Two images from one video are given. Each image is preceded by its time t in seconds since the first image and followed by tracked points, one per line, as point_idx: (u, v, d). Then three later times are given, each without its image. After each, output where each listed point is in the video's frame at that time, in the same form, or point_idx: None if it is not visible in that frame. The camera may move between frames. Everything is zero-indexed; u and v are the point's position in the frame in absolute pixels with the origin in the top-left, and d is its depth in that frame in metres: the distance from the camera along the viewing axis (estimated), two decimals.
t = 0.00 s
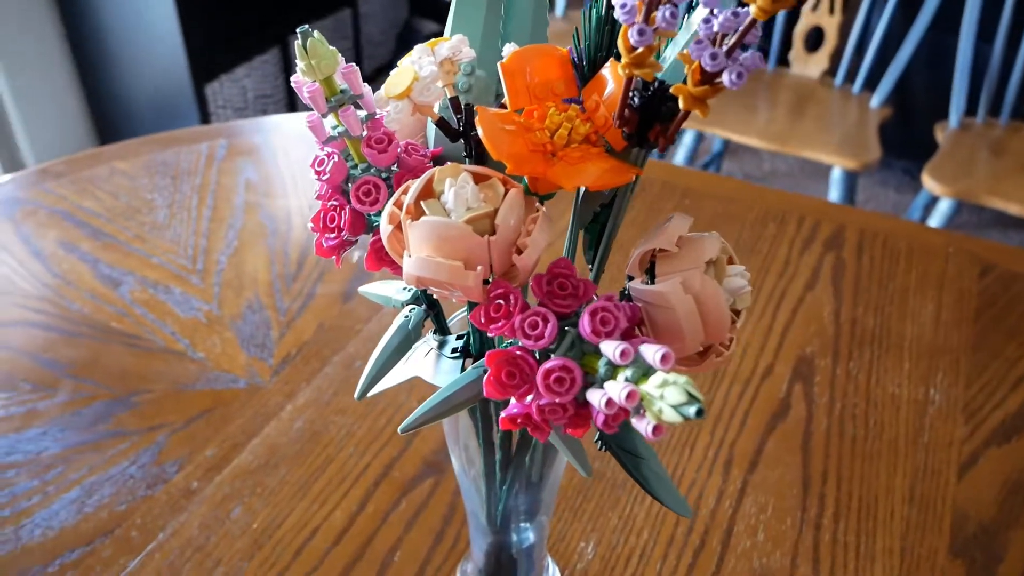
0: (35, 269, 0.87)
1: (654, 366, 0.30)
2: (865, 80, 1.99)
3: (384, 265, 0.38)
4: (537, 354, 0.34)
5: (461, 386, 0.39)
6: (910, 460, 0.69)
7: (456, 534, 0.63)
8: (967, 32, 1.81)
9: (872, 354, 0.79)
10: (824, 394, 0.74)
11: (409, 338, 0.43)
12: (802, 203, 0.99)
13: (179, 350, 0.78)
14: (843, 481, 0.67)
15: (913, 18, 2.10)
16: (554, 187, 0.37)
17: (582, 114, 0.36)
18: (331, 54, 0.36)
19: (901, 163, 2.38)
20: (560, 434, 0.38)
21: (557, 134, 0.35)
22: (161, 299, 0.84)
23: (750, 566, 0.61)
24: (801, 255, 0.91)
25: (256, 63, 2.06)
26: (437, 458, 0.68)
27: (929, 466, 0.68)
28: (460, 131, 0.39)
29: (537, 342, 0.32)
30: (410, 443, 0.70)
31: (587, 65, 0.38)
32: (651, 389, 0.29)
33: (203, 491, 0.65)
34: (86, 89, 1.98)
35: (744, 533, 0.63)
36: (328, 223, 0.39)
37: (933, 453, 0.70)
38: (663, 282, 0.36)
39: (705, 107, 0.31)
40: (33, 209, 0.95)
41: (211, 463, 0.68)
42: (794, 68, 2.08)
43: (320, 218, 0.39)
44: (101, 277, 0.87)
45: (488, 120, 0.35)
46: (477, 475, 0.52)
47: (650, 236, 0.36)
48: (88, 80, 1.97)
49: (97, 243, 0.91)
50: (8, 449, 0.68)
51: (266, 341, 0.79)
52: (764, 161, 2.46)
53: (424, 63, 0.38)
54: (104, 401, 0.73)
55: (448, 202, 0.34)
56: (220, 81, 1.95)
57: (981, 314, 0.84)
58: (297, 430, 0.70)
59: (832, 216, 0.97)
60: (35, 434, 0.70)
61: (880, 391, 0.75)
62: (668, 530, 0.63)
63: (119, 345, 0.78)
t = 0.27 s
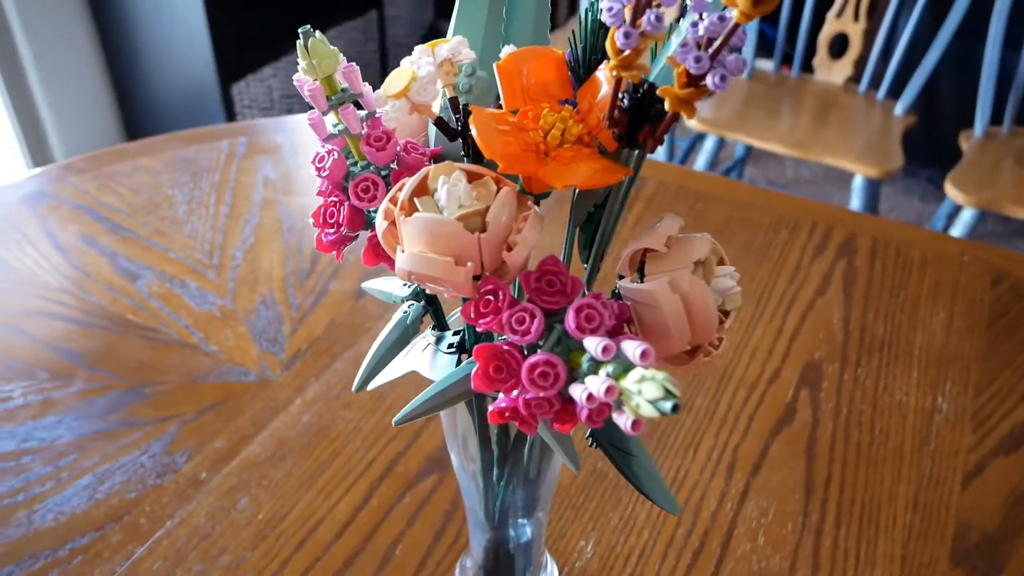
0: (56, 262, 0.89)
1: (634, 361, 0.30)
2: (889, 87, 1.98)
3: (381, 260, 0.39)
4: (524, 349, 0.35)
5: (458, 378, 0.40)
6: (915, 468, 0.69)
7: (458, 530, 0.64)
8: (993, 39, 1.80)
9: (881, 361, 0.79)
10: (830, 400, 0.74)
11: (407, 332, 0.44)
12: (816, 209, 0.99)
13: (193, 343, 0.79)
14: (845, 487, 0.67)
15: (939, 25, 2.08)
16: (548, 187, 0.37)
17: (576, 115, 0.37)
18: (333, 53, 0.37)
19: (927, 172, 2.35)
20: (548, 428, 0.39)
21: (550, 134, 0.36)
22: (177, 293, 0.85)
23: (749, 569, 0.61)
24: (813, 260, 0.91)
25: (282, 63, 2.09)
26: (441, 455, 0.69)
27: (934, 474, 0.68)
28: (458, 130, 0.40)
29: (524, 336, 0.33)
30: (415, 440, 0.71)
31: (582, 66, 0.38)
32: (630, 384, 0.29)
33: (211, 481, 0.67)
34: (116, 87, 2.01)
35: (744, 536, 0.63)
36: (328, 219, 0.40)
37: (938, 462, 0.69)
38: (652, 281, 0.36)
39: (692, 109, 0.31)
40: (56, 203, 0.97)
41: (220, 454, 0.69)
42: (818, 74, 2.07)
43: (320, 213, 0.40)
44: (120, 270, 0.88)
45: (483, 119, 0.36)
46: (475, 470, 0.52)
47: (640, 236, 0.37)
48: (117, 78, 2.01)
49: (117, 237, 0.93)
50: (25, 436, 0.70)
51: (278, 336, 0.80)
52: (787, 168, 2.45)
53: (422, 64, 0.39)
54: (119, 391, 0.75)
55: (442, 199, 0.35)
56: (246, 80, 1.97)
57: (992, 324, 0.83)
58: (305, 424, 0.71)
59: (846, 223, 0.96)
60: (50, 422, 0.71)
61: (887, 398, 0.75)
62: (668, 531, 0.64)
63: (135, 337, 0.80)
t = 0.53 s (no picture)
0: (70, 249, 0.91)
1: (614, 349, 0.30)
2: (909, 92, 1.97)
3: (374, 248, 0.40)
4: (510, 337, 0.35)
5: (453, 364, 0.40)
6: (916, 472, 0.68)
7: (454, 522, 0.64)
8: (1017, 46, 1.78)
9: (886, 364, 0.78)
10: (833, 403, 0.74)
11: (401, 322, 0.44)
12: (828, 212, 0.98)
13: (200, 332, 0.80)
14: (844, 489, 0.67)
15: (962, 31, 2.06)
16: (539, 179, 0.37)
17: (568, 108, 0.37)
18: (329, 43, 0.38)
19: (947, 179, 2.33)
20: (538, 419, 0.39)
21: (541, 125, 0.36)
22: (187, 283, 0.86)
23: (744, 568, 0.61)
24: (822, 263, 0.90)
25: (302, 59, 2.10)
26: (441, 447, 0.70)
27: (935, 479, 0.68)
28: (452, 121, 0.40)
29: (508, 324, 0.34)
30: (416, 432, 0.71)
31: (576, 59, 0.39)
32: (608, 371, 0.30)
33: (214, 467, 0.68)
34: (138, 81, 2.03)
35: (740, 535, 0.63)
36: (323, 207, 0.41)
37: (939, 466, 0.69)
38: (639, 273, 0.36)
39: (678, 102, 0.32)
40: (72, 192, 0.99)
41: (223, 440, 0.70)
42: (838, 78, 2.06)
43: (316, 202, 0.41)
44: (132, 259, 0.90)
45: (475, 110, 0.36)
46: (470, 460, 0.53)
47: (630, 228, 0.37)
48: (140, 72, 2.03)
49: (130, 227, 0.94)
50: (33, 419, 0.71)
51: (285, 326, 0.81)
52: (806, 172, 2.44)
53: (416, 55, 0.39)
54: (126, 377, 0.76)
55: (431, 187, 0.35)
56: (266, 76, 1.99)
57: (1001, 330, 0.82)
58: (308, 413, 0.72)
59: (857, 226, 0.96)
60: (59, 405, 0.73)
61: (890, 401, 0.75)
62: (664, 529, 0.64)
63: (144, 325, 0.81)
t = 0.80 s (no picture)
0: (85, 233, 0.92)
1: (599, 340, 0.31)
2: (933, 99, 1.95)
3: (371, 235, 0.40)
4: (500, 327, 0.35)
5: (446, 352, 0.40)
6: (918, 478, 0.68)
7: (452, 513, 0.65)
8: None
9: (893, 370, 0.78)
10: (837, 407, 0.74)
11: (399, 311, 0.45)
12: (841, 216, 0.98)
13: (210, 318, 0.81)
14: (844, 493, 0.67)
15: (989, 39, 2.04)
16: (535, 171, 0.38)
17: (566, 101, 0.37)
18: (331, 32, 0.38)
19: (969, 188, 2.31)
20: (528, 410, 0.39)
21: (538, 117, 0.36)
22: (199, 270, 0.87)
23: (739, 569, 0.61)
24: (832, 267, 0.90)
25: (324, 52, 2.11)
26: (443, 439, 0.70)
27: (937, 486, 0.67)
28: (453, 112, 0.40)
29: (498, 314, 0.34)
30: (419, 423, 0.72)
31: (576, 52, 0.39)
32: (591, 362, 0.30)
33: (217, 452, 0.68)
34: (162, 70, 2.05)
35: (738, 536, 0.63)
36: (323, 194, 0.41)
37: (943, 474, 0.68)
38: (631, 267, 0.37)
39: (670, 97, 0.32)
40: (90, 177, 1.00)
41: (228, 426, 0.71)
42: (861, 84, 2.04)
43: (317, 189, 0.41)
44: (146, 245, 0.91)
45: (473, 101, 0.36)
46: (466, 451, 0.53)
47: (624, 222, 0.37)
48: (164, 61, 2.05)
49: (146, 213, 0.95)
50: (43, 399, 0.72)
51: (293, 315, 0.82)
52: (826, 177, 2.42)
53: (417, 46, 0.39)
54: (136, 361, 0.77)
55: (426, 176, 0.35)
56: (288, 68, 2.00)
57: (1012, 340, 0.82)
58: (313, 401, 0.73)
59: (869, 231, 0.95)
60: (69, 386, 0.74)
61: (895, 407, 0.74)
62: (662, 527, 0.64)
63: (155, 310, 0.82)
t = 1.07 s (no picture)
0: (98, 229, 0.92)
1: (595, 339, 0.31)
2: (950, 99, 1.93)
3: (373, 232, 0.40)
4: (498, 325, 0.35)
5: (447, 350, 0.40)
6: (925, 481, 0.67)
7: (456, 511, 0.65)
8: None
9: (902, 372, 0.77)
10: (845, 408, 0.74)
11: (402, 308, 0.45)
12: (852, 217, 0.97)
13: (219, 314, 0.82)
14: (851, 495, 0.66)
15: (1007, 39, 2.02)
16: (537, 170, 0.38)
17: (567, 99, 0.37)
18: (334, 29, 0.38)
19: (986, 189, 2.29)
20: (528, 409, 0.39)
21: (539, 116, 0.36)
22: (210, 266, 0.88)
23: (743, 569, 0.61)
24: (842, 267, 0.89)
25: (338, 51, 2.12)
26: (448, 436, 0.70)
27: (945, 489, 0.67)
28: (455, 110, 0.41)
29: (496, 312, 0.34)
30: (424, 420, 0.72)
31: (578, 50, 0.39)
32: (587, 361, 0.30)
33: (225, 447, 0.69)
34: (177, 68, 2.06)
35: (742, 537, 0.63)
36: (326, 190, 0.41)
37: (950, 477, 0.68)
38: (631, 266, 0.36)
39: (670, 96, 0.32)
40: (103, 173, 1.01)
41: (235, 421, 0.71)
42: (877, 84, 2.02)
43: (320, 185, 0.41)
44: (157, 241, 0.91)
45: (474, 98, 0.36)
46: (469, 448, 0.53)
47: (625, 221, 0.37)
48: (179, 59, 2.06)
49: (157, 209, 0.96)
50: (53, 393, 0.73)
51: (302, 312, 0.82)
52: (841, 178, 2.41)
53: (419, 44, 0.39)
54: (145, 356, 0.77)
55: (427, 174, 0.35)
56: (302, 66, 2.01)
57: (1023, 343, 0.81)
58: (320, 398, 0.73)
59: (881, 232, 0.95)
60: (79, 381, 0.74)
61: (904, 409, 0.74)
62: (666, 527, 0.64)
63: (165, 305, 0.83)
